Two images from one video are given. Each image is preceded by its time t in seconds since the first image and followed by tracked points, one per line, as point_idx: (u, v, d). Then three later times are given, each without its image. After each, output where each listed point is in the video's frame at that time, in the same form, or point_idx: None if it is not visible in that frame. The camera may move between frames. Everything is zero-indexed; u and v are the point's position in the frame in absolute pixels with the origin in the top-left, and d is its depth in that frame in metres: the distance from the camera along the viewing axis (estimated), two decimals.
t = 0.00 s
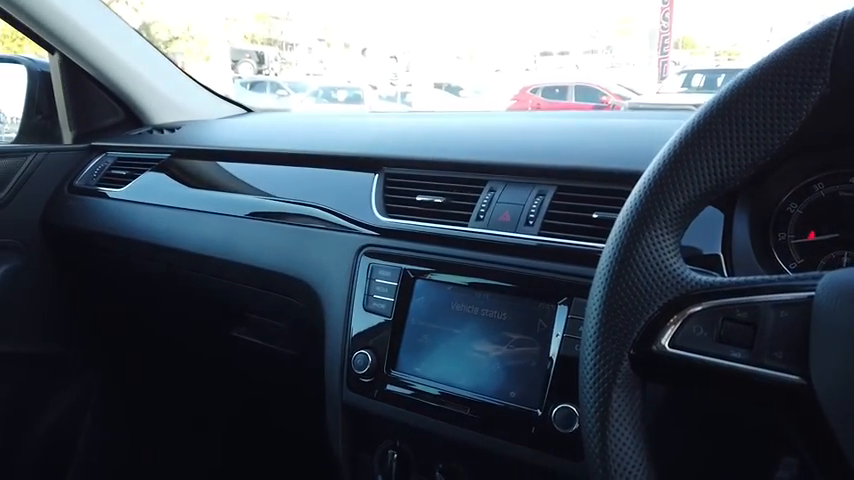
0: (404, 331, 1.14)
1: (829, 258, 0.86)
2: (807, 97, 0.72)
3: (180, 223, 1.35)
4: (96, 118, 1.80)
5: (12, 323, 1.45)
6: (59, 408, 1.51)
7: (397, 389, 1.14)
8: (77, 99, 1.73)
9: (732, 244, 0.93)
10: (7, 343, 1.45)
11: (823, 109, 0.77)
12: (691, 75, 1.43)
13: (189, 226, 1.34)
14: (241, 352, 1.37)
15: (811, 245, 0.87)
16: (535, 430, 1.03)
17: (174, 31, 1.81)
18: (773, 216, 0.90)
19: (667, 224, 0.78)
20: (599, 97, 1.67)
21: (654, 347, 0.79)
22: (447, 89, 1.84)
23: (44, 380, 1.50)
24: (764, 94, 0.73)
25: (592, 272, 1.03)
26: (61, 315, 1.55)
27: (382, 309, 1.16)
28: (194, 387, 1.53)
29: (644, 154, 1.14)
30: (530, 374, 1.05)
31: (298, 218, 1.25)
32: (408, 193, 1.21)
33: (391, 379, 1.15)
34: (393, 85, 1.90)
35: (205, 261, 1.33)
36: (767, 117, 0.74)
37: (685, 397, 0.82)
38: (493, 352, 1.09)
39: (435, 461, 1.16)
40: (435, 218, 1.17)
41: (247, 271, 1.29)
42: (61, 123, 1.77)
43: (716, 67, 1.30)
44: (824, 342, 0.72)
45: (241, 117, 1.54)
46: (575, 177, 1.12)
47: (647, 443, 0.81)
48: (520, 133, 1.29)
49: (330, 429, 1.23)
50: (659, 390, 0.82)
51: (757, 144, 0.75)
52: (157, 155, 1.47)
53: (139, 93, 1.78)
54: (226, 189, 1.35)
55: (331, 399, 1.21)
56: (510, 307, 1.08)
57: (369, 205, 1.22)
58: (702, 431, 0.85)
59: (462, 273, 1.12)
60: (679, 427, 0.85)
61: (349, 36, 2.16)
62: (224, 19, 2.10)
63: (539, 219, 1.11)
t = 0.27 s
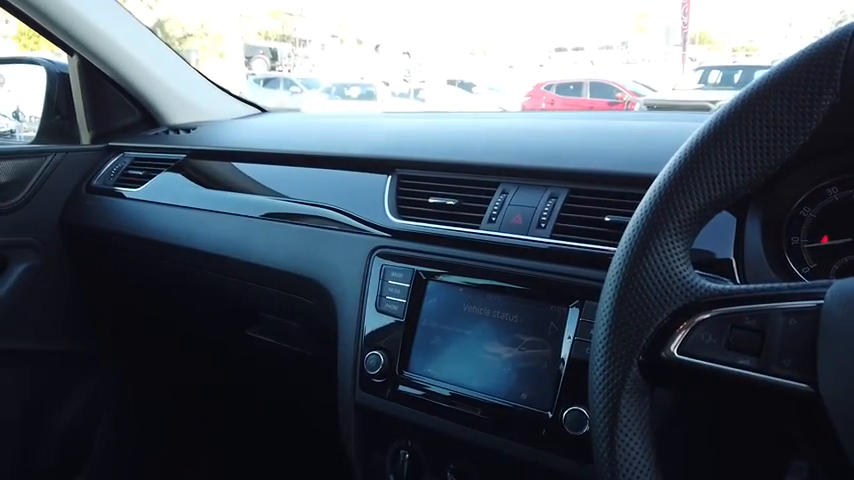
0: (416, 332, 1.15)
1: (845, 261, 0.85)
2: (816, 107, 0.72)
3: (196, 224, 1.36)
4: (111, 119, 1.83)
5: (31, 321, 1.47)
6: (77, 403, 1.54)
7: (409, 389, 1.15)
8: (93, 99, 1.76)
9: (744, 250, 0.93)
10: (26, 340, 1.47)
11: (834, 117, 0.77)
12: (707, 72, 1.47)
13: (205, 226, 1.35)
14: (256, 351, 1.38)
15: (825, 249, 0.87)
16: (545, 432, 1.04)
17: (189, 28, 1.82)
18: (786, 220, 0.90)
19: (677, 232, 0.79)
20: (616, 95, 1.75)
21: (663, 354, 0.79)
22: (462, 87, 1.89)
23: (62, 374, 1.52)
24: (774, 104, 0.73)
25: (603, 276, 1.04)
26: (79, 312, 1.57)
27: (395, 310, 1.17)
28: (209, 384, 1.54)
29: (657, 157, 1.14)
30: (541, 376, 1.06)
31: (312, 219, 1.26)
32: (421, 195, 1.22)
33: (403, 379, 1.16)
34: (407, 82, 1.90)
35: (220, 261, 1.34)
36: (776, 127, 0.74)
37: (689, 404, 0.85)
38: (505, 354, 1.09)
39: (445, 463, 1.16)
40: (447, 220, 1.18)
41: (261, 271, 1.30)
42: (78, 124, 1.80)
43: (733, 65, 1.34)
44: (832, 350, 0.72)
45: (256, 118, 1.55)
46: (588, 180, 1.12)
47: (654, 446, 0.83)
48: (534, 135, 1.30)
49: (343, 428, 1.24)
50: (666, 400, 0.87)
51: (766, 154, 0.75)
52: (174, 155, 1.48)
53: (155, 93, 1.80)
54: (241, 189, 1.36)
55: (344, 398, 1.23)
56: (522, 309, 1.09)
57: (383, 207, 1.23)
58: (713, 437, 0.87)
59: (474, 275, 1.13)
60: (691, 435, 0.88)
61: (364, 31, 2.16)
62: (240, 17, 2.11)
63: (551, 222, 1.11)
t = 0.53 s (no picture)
0: (420, 332, 1.15)
1: None
2: (828, 104, 0.70)
3: (201, 221, 1.36)
4: (120, 116, 1.84)
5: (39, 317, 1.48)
6: (87, 399, 1.55)
7: (413, 389, 1.14)
8: (102, 97, 1.77)
9: (755, 251, 0.90)
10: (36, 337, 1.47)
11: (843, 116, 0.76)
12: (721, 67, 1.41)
13: (210, 223, 1.35)
14: (262, 349, 1.38)
15: (836, 250, 0.84)
16: (550, 434, 1.03)
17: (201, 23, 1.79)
18: (798, 219, 0.87)
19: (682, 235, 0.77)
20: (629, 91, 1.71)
21: (667, 358, 0.78)
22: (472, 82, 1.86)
23: (73, 371, 1.53)
24: (784, 102, 0.72)
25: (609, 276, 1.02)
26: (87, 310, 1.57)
27: (399, 309, 1.16)
28: (217, 382, 1.54)
29: (666, 155, 1.12)
30: (547, 377, 1.04)
31: (317, 217, 1.26)
32: (426, 194, 1.21)
33: (408, 379, 1.15)
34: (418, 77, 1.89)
35: (225, 259, 1.33)
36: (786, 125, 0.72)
37: (698, 410, 0.83)
38: (510, 355, 1.08)
39: (448, 465, 1.14)
40: (453, 219, 1.17)
41: (266, 269, 1.29)
42: (87, 122, 1.82)
43: (748, 59, 1.30)
44: (840, 357, 0.70)
45: (264, 115, 1.55)
46: (595, 178, 1.11)
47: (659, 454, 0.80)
48: (542, 133, 1.28)
49: (348, 428, 1.23)
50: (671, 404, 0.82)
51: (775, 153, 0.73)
52: (181, 152, 1.48)
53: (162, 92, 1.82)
54: (247, 186, 1.35)
55: (349, 398, 1.22)
56: (528, 310, 1.07)
57: (388, 205, 1.22)
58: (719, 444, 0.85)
59: (479, 275, 1.11)
60: (695, 441, 0.84)
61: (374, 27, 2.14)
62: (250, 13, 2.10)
63: (557, 221, 1.10)
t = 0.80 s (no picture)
0: (427, 330, 1.14)
1: None
2: (838, 103, 0.70)
3: (207, 217, 1.36)
4: (130, 112, 1.83)
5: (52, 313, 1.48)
6: (97, 395, 1.55)
7: (420, 387, 1.13)
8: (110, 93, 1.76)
9: (765, 248, 0.90)
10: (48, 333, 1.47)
11: None
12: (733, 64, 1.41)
13: (216, 219, 1.34)
14: (270, 345, 1.38)
15: (849, 249, 0.83)
16: (557, 433, 1.02)
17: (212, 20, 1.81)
18: (808, 219, 0.86)
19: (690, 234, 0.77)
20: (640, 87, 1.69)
21: (674, 359, 0.77)
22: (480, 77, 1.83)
23: (84, 366, 1.53)
24: (793, 100, 0.71)
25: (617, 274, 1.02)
26: (97, 306, 1.57)
27: (406, 307, 1.16)
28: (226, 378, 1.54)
29: (674, 152, 1.11)
30: (554, 376, 1.04)
31: (324, 214, 1.26)
32: (434, 191, 1.21)
33: (415, 377, 1.14)
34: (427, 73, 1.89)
35: (233, 256, 1.33)
36: (795, 124, 0.72)
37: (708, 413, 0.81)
38: (517, 353, 1.08)
39: (455, 463, 1.14)
40: (460, 216, 1.16)
41: (273, 266, 1.29)
42: (96, 119, 1.80)
43: (760, 55, 1.29)
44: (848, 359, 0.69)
45: (272, 111, 1.55)
46: (603, 176, 1.10)
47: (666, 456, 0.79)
48: (550, 130, 1.28)
49: (354, 426, 1.23)
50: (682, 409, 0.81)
51: (784, 152, 0.72)
52: (189, 149, 1.48)
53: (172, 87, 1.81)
54: (255, 183, 1.36)
55: (355, 396, 1.21)
56: (535, 308, 1.07)
57: (395, 202, 1.22)
58: (729, 444, 0.84)
59: (486, 273, 1.11)
60: (705, 443, 0.83)
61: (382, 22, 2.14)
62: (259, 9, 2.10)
63: (565, 219, 1.09)
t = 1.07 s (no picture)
0: (431, 325, 1.14)
1: None
2: (845, 96, 0.69)
3: (213, 213, 1.36)
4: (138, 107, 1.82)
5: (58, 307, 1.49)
6: (105, 390, 1.56)
7: (424, 383, 1.13)
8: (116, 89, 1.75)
9: (771, 245, 0.88)
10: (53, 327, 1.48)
11: None
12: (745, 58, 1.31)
13: (222, 214, 1.34)
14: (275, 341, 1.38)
15: None
16: (561, 430, 1.02)
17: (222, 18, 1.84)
18: (816, 215, 0.85)
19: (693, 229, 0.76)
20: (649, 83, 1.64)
21: (676, 355, 0.76)
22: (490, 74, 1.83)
23: (89, 360, 1.54)
24: (799, 94, 0.70)
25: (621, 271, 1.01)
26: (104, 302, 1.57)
27: (410, 302, 1.16)
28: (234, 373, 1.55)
29: (680, 147, 1.10)
30: (558, 372, 1.03)
31: (329, 209, 1.25)
32: (438, 186, 1.21)
33: (419, 373, 1.14)
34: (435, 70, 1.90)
35: (239, 251, 1.33)
36: (801, 118, 0.71)
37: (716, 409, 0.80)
38: (521, 350, 1.07)
39: (459, 459, 1.13)
40: (465, 212, 1.16)
41: (277, 261, 1.29)
42: (104, 114, 1.79)
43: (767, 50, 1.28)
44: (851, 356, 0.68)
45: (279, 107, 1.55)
46: (608, 172, 1.09)
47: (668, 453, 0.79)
48: (555, 126, 1.27)
49: (358, 422, 1.23)
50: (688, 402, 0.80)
51: (789, 147, 0.72)
52: (196, 145, 1.48)
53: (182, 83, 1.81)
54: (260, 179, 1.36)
55: (359, 391, 1.21)
56: (539, 304, 1.07)
57: (400, 198, 1.21)
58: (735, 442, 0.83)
59: (490, 269, 1.11)
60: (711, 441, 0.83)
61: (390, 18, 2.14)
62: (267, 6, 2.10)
63: (570, 215, 1.09)
